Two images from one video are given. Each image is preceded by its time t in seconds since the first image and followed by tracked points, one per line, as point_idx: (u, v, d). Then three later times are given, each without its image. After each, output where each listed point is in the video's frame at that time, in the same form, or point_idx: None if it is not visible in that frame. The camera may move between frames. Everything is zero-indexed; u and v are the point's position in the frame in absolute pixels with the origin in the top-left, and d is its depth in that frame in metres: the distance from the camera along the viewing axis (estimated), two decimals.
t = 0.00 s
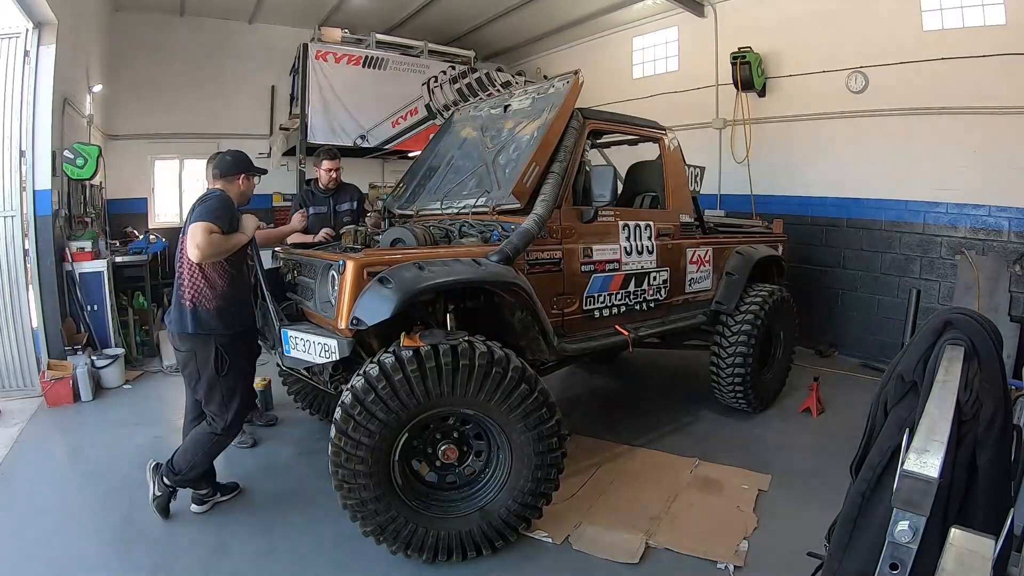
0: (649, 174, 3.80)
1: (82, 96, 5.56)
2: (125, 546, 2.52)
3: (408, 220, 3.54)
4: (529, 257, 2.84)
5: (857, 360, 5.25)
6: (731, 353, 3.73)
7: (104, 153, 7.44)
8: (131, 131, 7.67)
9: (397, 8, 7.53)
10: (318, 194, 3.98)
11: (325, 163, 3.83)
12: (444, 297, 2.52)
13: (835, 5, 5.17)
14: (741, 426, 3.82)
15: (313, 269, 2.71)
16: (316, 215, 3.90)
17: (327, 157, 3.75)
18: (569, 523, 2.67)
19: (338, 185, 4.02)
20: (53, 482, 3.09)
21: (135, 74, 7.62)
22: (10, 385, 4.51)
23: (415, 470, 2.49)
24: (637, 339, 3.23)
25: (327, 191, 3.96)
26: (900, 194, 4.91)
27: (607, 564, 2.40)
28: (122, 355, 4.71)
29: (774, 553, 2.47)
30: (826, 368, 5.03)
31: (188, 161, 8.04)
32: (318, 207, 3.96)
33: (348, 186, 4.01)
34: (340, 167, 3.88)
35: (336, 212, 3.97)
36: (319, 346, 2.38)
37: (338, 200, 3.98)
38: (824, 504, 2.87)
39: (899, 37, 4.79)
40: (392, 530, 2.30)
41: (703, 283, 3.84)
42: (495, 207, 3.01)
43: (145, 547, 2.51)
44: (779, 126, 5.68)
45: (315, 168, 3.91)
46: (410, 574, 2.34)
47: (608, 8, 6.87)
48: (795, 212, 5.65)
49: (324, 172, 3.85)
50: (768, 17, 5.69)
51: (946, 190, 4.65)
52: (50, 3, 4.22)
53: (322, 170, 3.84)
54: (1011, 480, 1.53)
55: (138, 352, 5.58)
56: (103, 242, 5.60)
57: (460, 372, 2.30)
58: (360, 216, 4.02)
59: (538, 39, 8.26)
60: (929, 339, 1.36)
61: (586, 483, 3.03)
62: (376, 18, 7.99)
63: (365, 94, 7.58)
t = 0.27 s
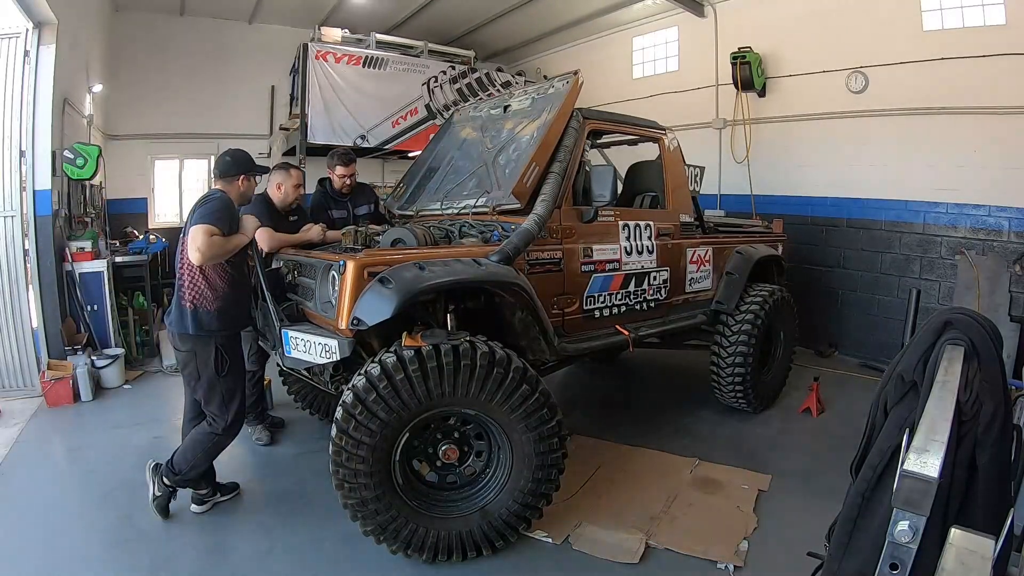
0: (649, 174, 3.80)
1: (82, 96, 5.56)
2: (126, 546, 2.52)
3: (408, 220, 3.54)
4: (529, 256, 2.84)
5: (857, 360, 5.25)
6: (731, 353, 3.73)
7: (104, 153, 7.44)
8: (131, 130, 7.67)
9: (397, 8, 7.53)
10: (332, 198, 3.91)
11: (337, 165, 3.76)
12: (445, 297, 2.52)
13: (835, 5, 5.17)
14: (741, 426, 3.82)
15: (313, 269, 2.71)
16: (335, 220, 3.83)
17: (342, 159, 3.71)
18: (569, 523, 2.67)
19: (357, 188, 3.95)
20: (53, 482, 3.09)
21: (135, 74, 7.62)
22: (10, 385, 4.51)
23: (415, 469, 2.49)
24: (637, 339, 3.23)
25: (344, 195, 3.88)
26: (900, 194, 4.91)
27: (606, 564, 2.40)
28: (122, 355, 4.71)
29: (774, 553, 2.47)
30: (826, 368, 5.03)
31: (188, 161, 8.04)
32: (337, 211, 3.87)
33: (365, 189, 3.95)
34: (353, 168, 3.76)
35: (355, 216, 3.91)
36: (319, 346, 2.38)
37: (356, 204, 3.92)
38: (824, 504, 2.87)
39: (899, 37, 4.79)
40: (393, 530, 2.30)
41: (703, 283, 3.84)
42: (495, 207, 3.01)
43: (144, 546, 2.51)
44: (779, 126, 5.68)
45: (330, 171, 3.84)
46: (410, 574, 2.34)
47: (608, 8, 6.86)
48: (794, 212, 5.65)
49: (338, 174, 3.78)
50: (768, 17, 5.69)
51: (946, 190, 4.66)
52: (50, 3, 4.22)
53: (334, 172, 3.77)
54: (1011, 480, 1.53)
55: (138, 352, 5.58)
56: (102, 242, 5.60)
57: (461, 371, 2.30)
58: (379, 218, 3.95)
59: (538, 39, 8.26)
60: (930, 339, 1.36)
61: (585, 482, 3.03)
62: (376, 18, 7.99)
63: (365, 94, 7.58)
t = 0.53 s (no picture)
0: (649, 174, 3.80)
1: (82, 96, 5.56)
2: (126, 545, 2.52)
3: (408, 220, 3.54)
4: (529, 256, 2.84)
5: (857, 360, 5.25)
6: (731, 353, 3.73)
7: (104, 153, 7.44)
8: (131, 130, 7.66)
9: (397, 8, 7.53)
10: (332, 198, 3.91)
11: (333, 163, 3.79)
12: (445, 297, 2.52)
13: (835, 5, 5.17)
14: (741, 426, 3.82)
15: (313, 269, 2.71)
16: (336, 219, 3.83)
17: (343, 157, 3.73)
18: (569, 522, 2.67)
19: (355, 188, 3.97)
20: (53, 482, 3.09)
21: (135, 74, 7.62)
22: (10, 385, 4.51)
23: (415, 469, 2.49)
24: (637, 339, 3.23)
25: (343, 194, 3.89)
26: (900, 194, 4.91)
27: (606, 564, 2.40)
28: (122, 355, 4.71)
29: (774, 553, 2.47)
30: (826, 368, 5.03)
31: (188, 161, 8.04)
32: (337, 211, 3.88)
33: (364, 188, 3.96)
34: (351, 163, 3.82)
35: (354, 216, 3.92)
36: (319, 346, 2.38)
37: (355, 204, 3.93)
38: (824, 504, 2.87)
39: (898, 38, 4.79)
40: (393, 529, 2.30)
41: (703, 283, 3.84)
42: (496, 207, 3.01)
43: (145, 546, 2.52)
44: (779, 126, 5.68)
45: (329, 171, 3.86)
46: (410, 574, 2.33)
47: (608, 8, 6.86)
48: (794, 212, 5.65)
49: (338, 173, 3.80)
50: (768, 17, 5.69)
51: (946, 190, 4.66)
52: (50, 3, 4.22)
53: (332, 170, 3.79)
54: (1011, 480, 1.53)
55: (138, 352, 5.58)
56: (102, 242, 5.60)
57: (461, 372, 2.30)
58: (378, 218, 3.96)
59: (538, 39, 8.26)
60: (930, 339, 1.36)
61: (586, 482, 3.03)
62: (376, 18, 7.99)
63: (365, 94, 7.58)
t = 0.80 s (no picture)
0: (649, 174, 3.80)
1: (82, 96, 5.56)
2: (126, 545, 2.52)
3: (408, 220, 3.54)
4: (529, 256, 2.84)
5: (857, 360, 5.25)
6: (731, 353, 3.73)
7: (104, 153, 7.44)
8: (130, 130, 7.66)
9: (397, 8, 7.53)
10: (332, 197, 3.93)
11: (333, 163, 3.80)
12: (445, 297, 2.52)
13: (835, 5, 5.17)
14: (741, 426, 3.82)
15: (313, 269, 2.71)
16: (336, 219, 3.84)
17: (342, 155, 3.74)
18: (570, 523, 2.67)
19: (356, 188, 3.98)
20: (53, 482, 3.09)
21: (135, 74, 7.62)
22: (10, 385, 4.51)
23: (415, 469, 2.49)
24: (637, 339, 3.23)
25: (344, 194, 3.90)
26: (900, 194, 4.91)
27: (606, 564, 2.40)
28: (121, 355, 4.70)
29: (774, 553, 2.47)
30: (826, 368, 5.03)
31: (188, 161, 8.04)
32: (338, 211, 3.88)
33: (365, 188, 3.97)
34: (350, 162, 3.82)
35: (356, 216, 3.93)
36: (319, 346, 2.38)
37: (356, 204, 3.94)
38: (824, 504, 2.87)
39: (898, 38, 4.79)
40: (393, 529, 2.30)
41: (703, 283, 3.85)
42: (496, 207, 3.01)
43: (145, 546, 2.52)
44: (779, 126, 5.68)
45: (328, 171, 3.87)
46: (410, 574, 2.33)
47: (608, 8, 6.86)
48: (794, 212, 5.65)
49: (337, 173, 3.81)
50: (768, 17, 5.69)
51: (946, 190, 4.66)
52: (50, 3, 4.22)
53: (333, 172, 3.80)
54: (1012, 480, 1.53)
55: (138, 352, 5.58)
56: (103, 242, 5.60)
57: (461, 372, 2.30)
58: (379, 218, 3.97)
59: (538, 39, 8.26)
60: (930, 338, 1.36)
61: (586, 482, 3.04)
62: (376, 18, 7.99)
63: (365, 94, 7.58)
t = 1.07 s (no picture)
0: (650, 175, 3.80)
1: (82, 96, 5.56)
2: (127, 545, 2.52)
3: (408, 219, 3.54)
4: (529, 257, 2.84)
5: (857, 360, 5.25)
6: (731, 353, 3.73)
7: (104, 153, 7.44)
8: (131, 130, 7.66)
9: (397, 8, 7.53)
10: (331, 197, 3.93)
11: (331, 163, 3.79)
12: (445, 298, 2.52)
13: (835, 5, 5.17)
14: (741, 426, 3.82)
15: (313, 269, 2.71)
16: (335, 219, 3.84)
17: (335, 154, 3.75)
18: (570, 523, 2.67)
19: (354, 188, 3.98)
20: (53, 482, 3.09)
21: (135, 74, 7.63)
22: (10, 385, 4.51)
23: (416, 469, 2.49)
24: (637, 339, 3.23)
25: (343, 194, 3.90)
26: (900, 194, 4.91)
27: (606, 564, 2.40)
28: (121, 355, 4.70)
29: (774, 553, 2.48)
30: (827, 368, 5.03)
31: (188, 161, 8.04)
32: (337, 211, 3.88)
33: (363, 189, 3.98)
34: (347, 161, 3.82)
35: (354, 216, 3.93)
36: (319, 346, 2.38)
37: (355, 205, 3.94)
38: (824, 504, 2.87)
39: (898, 38, 4.79)
40: (393, 529, 2.30)
41: (703, 283, 3.85)
42: (496, 207, 3.01)
43: (146, 546, 2.52)
44: (779, 126, 5.68)
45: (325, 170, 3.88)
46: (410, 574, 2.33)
47: (608, 8, 6.86)
48: (794, 212, 5.65)
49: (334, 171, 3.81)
50: (768, 17, 5.69)
51: (946, 190, 4.66)
52: (50, 3, 4.22)
53: (330, 171, 3.80)
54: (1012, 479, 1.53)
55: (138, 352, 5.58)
56: (103, 242, 5.60)
57: (462, 372, 2.30)
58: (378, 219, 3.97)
59: (538, 39, 8.26)
60: (930, 338, 1.36)
61: (586, 482, 3.04)
62: (376, 18, 7.99)
63: (365, 94, 7.58)
